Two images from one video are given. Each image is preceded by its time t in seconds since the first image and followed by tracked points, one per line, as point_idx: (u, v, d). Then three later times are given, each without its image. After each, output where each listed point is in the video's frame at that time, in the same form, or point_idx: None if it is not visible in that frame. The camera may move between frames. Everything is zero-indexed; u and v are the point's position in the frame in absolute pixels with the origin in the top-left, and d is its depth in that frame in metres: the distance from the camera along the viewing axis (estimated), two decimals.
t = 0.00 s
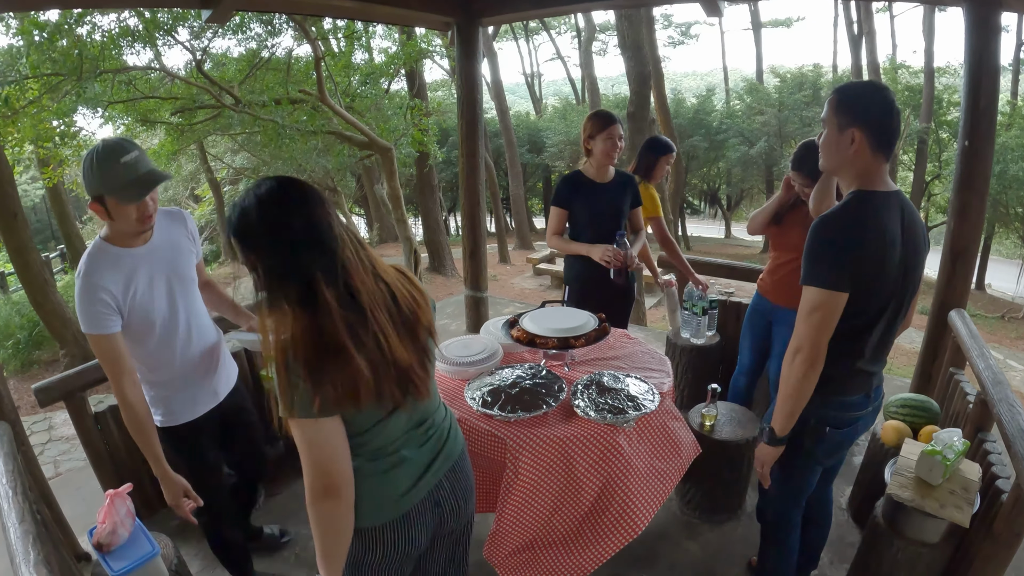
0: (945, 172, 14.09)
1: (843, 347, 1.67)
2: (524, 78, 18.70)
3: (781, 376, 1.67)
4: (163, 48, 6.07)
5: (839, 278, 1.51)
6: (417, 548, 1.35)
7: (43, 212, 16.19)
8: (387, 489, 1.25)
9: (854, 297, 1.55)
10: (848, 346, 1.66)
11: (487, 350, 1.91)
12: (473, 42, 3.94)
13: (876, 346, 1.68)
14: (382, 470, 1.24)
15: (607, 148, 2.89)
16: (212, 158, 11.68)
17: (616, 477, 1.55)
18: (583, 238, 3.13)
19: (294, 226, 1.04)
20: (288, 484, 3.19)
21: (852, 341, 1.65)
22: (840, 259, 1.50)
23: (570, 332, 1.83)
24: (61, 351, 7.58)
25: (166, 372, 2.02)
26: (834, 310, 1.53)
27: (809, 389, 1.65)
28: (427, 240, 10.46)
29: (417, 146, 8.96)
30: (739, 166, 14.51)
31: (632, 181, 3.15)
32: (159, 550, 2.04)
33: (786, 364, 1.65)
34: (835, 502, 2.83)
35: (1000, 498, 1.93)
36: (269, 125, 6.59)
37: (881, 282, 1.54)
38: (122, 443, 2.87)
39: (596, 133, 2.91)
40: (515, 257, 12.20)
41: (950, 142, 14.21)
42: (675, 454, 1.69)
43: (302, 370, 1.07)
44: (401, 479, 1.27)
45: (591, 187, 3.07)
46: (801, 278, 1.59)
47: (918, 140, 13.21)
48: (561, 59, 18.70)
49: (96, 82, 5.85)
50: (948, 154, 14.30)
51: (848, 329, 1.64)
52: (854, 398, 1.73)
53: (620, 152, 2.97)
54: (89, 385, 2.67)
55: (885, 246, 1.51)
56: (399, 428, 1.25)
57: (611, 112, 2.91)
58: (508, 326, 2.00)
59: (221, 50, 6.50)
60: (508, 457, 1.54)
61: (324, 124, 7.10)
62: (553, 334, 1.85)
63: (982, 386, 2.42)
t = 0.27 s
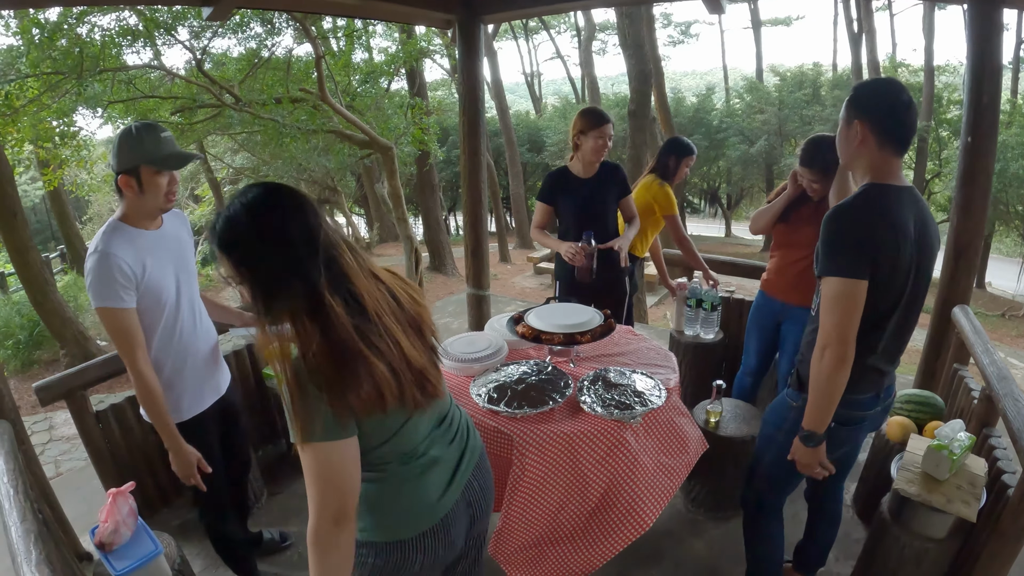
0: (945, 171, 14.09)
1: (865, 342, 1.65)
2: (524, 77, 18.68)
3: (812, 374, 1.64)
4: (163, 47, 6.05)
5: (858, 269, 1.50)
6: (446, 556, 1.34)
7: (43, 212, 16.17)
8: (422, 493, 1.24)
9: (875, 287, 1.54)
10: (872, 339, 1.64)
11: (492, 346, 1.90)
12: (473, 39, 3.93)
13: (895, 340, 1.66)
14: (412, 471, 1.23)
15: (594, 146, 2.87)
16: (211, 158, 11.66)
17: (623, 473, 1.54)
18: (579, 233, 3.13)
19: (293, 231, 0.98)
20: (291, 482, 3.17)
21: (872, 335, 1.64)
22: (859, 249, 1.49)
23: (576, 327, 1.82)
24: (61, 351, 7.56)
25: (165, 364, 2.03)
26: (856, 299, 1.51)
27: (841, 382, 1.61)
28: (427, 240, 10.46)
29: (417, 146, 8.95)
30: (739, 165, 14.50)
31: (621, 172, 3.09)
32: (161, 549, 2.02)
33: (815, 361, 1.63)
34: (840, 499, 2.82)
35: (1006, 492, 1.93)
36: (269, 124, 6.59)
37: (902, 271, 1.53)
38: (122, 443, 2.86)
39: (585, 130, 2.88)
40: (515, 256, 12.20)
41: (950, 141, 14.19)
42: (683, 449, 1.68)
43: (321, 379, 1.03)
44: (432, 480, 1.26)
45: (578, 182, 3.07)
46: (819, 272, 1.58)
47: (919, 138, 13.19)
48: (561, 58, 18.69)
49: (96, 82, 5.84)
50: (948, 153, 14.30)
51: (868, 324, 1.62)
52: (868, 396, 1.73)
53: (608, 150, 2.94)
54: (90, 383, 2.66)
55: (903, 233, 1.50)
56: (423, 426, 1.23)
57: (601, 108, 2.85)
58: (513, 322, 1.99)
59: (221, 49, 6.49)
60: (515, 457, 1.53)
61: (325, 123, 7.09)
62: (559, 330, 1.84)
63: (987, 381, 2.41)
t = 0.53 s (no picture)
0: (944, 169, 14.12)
1: (837, 338, 1.66)
2: (523, 76, 18.70)
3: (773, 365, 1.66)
4: (161, 47, 6.06)
5: (823, 259, 1.52)
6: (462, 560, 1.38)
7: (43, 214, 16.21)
8: (405, 535, 1.24)
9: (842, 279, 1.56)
10: (842, 336, 1.65)
11: (491, 344, 1.92)
12: (472, 39, 3.94)
13: (874, 338, 1.67)
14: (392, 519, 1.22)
15: (583, 148, 2.89)
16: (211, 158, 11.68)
17: (620, 469, 1.56)
18: (570, 233, 3.15)
19: (197, 314, 0.99)
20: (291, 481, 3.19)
21: (848, 333, 1.64)
22: (827, 242, 1.52)
23: (573, 325, 1.84)
24: (62, 352, 7.58)
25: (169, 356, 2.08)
26: (823, 291, 1.54)
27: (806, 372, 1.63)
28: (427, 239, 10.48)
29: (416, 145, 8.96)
30: (738, 163, 14.53)
31: (603, 169, 3.16)
32: (164, 545, 2.04)
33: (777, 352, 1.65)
34: (838, 495, 2.84)
35: (1002, 487, 1.94)
36: (269, 124, 6.61)
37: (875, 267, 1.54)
38: (125, 441, 2.87)
39: (573, 132, 2.88)
40: (514, 256, 12.22)
41: (949, 138, 14.20)
42: (682, 444, 1.70)
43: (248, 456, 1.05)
44: (416, 524, 1.25)
45: (565, 183, 3.09)
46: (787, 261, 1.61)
47: (917, 136, 13.20)
48: (560, 57, 18.73)
49: (96, 82, 5.85)
50: (947, 151, 14.33)
51: (842, 320, 1.63)
52: (846, 393, 1.72)
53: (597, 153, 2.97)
54: (91, 382, 2.68)
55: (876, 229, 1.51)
56: (393, 470, 1.21)
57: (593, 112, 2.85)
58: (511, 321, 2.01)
59: (220, 50, 6.51)
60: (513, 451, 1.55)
61: (324, 123, 7.10)
62: (556, 327, 1.85)
63: (982, 378, 2.43)
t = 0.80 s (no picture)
0: (943, 167, 14.15)
1: (797, 333, 1.69)
2: (522, 75, 18.73)
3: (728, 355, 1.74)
4: (160, 49, 6.09)
5: (773, 255, 1.58)
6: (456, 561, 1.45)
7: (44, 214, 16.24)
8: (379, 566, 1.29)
9: (797, 276, 1.60)
10: (803, 332, 1.68)
11: (488, 342, 1.95)
12: (469, 41, 3.97)
13: (844, 342, 1.67)
14: (360, 557, 1.27)
15: (575, 150, 2.91)
16: (210, 158, 11.71)
17: (612, 466, 1.60)
18: (565, 232, 3.18)
19: (145, 380, 1.04)
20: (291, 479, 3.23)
21: (810, 330, 1.67)
22: (782, 241, 1.56)
23: (569, 323, 1.87)
24: (63, 352, 7.61)
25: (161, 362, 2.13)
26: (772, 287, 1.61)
27: (756, 363, 1.72)
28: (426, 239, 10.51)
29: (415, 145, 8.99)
30: (737, 162, 14.57)
31: (593, 169, 3.19)
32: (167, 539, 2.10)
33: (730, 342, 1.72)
34: (832, 491, 2.88)
35: (990, 483, 1.97)
36: (269, 125, 6.65)
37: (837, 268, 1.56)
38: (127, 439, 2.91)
39: (565, 134, 2.90)
40: (513, 255, 12.26)
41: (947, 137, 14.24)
42: (674, 442, 1.74)
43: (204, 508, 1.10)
44: (384, 559, 1.30)
45: (554, 183, 3.12)
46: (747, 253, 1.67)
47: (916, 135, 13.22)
48: (559, 57, 18.76)
49: (96, 84, 5.88)
50: (945, 149, 14.37)
51: (802, 317, 1.66)
52: (804, 393, 1.73)
53: (588, 152, 2.99)
54: (94, 381, 2.71)
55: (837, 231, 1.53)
56: (361, 510, 1.27)
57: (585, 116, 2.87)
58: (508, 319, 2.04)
59: (220, 50, 6.53)
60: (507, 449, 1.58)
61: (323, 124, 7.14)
62: (552, 326, 1.88)
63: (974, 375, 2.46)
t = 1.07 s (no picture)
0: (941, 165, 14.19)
1: (770, 332, 1.74)
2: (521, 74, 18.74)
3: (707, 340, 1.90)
4: (160, 48, 6.10)
5: (736, 250, 1.71)
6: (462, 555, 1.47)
7: (43, 214, 16.25)
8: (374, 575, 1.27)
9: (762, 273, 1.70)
10: (774, 330, 1.73)
11: (488, 339, 1.98)
12: (468, 41, 4.01)
13: (825, 346, 1.67)
14: (353, 567, 1.24)
15: (573, 150, 2.94)
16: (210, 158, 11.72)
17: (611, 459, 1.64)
18: (564, 230, 3.20)
19: (142, 380, 1.07)
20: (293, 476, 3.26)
21: (784, 330, 1.71)
22: (758, 238, 1.66)
23: (567, 321, 1.90)
24: (64, 351, 7.63)
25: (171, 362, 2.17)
26: (743, 281, 1.76)
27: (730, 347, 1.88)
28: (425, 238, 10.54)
29: (414, 144, 9.01)
30: (735, 161, 14.61)
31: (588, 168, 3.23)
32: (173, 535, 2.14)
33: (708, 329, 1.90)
34: (827, 486, 2.92)
35: (983, 477, 2.01)
36: (268, 125, 6.67)
37: (815, 272, 1.59)
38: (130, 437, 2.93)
39: (562, 134, 2.94)
40: (512, 253, 12.29)
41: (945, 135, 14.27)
42: (672, 436, 1.77)
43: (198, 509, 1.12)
44: (378, 570, 1.27)
45: (550, 182, 3.15)
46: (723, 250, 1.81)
47: (914, 134, 13.26)
48: (557, 55, 18.78)
49: (95, 83, 5.89)
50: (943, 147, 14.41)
51: (776, 317, 1.71)
52: (779, 391, 1.76)
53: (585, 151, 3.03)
54: (98, 380, 2.73)
55: (814, 237, 1.57)
56: (354, 519, 1.25)
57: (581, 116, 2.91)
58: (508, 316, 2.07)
59: (219, 50, 6.55)
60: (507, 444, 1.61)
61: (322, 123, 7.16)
62: (550, 323, 1.92)
63: (966, 371, 2.50)
